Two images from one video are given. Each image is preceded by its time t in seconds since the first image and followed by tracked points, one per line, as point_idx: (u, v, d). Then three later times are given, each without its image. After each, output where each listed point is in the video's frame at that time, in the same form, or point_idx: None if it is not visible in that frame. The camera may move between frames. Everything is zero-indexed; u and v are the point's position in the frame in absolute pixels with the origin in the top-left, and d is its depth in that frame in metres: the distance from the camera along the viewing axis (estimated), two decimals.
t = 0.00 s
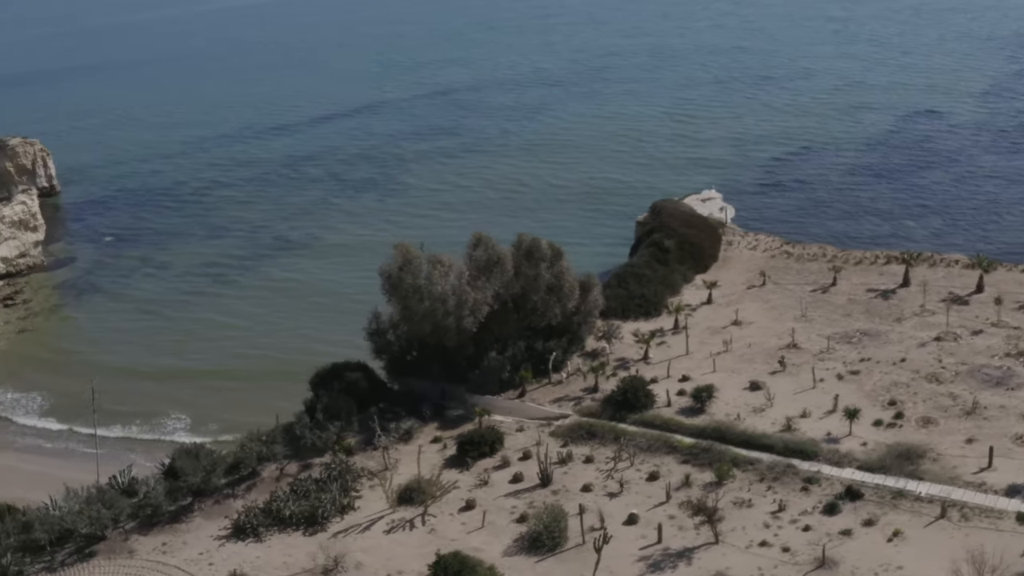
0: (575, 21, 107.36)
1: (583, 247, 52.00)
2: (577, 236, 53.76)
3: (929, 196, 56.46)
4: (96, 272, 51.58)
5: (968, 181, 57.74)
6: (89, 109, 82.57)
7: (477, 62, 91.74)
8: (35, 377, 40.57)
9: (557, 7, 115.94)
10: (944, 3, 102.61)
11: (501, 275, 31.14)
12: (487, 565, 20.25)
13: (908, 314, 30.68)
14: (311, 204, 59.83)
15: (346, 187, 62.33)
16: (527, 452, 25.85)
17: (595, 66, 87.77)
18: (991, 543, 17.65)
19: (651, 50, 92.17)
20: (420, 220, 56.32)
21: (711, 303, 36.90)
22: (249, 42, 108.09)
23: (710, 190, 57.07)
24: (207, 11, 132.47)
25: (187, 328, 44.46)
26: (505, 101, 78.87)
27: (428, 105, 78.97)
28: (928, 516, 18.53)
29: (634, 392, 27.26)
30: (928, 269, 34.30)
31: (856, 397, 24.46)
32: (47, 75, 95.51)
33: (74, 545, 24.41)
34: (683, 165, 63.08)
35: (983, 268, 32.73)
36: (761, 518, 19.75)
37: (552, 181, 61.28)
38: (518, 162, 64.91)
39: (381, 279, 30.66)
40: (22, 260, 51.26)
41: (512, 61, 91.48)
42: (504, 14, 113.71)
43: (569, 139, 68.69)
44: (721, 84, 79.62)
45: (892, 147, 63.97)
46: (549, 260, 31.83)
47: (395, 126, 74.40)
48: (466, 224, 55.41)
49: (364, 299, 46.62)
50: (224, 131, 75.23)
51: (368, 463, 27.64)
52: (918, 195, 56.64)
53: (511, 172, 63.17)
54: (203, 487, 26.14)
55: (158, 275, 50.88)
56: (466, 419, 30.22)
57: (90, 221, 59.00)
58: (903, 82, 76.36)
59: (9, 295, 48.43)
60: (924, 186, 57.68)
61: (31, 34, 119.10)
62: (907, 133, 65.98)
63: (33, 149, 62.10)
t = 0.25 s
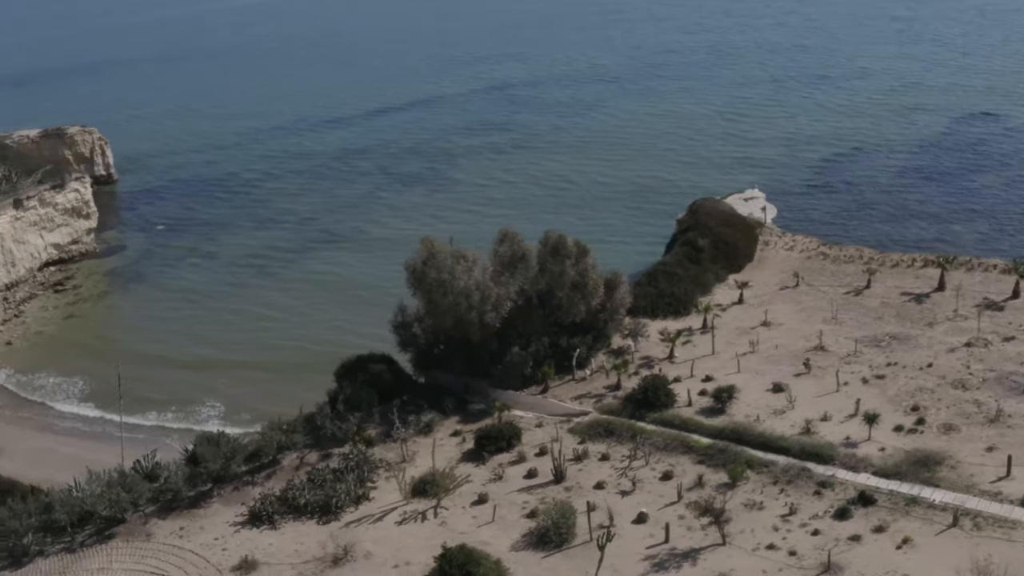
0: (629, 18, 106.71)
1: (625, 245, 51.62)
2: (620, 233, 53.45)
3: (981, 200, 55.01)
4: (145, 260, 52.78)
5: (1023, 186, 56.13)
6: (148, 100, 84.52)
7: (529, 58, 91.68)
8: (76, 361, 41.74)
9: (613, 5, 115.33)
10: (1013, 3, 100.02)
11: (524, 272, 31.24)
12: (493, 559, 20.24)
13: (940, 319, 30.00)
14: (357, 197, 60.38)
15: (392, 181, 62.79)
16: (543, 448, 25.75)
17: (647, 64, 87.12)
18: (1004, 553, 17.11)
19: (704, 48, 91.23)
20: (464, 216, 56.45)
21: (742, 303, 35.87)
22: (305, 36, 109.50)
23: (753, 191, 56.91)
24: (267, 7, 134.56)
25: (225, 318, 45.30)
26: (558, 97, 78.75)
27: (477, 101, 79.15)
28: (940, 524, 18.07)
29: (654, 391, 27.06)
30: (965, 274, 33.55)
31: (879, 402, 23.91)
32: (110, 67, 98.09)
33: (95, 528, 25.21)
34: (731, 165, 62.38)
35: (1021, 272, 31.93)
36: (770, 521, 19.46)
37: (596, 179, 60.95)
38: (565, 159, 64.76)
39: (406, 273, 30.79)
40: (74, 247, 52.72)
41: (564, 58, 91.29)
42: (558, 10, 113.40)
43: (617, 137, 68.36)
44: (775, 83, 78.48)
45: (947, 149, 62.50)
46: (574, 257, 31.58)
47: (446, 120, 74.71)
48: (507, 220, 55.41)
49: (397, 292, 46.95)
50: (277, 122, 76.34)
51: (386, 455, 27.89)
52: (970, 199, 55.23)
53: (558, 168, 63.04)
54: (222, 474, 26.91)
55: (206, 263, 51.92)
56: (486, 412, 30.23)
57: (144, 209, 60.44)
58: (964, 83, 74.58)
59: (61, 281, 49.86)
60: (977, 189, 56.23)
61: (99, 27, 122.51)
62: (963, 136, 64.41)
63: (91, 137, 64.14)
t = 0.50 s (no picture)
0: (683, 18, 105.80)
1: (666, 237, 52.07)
2: (663, 231, 53.13)
3: None
4: (193, 250, 54.06)
5: None
6: (205, 95, 86.43)
7: (581, 56, 91.49)
8: (114, 347, 42.81)
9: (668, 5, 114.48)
10: None
11: (549, 269, 31.33)
12: (498, 553, 20.26)
13: (972, 324, 29.35)
14: (403, 192, 60.92)
15: (437, 176, 63.15)
16: (559, 444, 25.60)
17: (699, 63, 86.35)
18: (1014, 564, 16.67)
19: (758, 48, 90.10)
20: (505, 211, 56.66)
21: (773, 304, 34.81)
22: (359, 33, 110.76)
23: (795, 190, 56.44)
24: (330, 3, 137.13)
25: (260, 309, 46.06)
26: (610, 94, 78.43)
27: (526, 98, 79.24)
28: (950, 533, 17.68)
29: (675, 390, 26.60)
30: (1002, 279, 32.80)
31: (900, 407, 23.34)
32: (171, 62, 100.66)
33: (117, 510, 26.17)
34: (779, 165, 61.68)
35: None
36: (779, 524, 19.19)
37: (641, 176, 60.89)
38: (612, 157, 64.48)
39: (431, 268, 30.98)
40: (125, 235, 54.63)
41: (616, 56, 90.84)
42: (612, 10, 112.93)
43: (665, 136, 67.88)
44: (829, 84, 77.23)
45: (1003, 152, 60.95)
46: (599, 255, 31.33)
47: (496, 116, 74.79)
48: (547, 218, 55.33)
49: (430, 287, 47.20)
50: (328, 117, 77.35)
51: (404, 447, 28.09)
52: None
53: (603, 166, 62.80)
54: (241, 462, 27.74)
55: (252, 254, 52.92)
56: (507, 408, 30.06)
57: (196, 200, 61.94)
58: None
59: (110, 267, 51.50)
60: None
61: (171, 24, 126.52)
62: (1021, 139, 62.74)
63: (148, 128, 66.34)
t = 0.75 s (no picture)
0: (735, 16, 104.78)
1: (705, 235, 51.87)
2: (702, 230, 52.73)
3: None
4: (237, 241, 55.11)
5: None
6: (255, 88, 87.91)
7: (627, 54, 91.01)
8: (147, 335, 43.60)
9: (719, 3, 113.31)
10: None
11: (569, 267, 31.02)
12: (500, 547, 20.29)
13: (999, 330, 28.74)
14: (444, 186, 61.26)
15: (478, 172, 63.31)
16: (572, 440, 25.46)
17: (747, 62, 85.42)
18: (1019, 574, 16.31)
19: (811, 47, 88.89)
20: (546, 207, 56.63)
21: (800, 306, 33.80)
22: (407, 29, 111.49)
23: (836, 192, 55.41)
24: None
25: (290, 302, 46.54)
26: (661, 91, 78.13)
27: (576, 94, 79.26)
28: (956, 541, 17.35)
29: (691, 389, 26.29)
30: None
31: (917, 413, 22.83)
32: (224, 56, 102.65)
33: (136, 494, 26.97)
34: (826, 165, 60.89)
35: None
36: (784, 526, 18.97)
37: (686, 174, 60.63)
38: (654, 155, 64.06)
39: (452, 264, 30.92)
40: (172, 225, 56.20)
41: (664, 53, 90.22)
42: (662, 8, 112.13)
43: (709, 135, 67.26)
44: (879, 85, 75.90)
45: None
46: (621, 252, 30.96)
47: (541, 112, 74.72)
48: (583, 216, 55.20)
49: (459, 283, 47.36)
50: (374, 111, 78.04)
51: (420, 439, 28.19)
52: None
53: (644, 164, 62.43)
54: (259, 450, 28.15)
55: (291, 245, 53.67)
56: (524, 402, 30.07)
57: (243, 190, 63.10)
58: None
59: (155, 257, 53.07)
60: None
61: (231, 16, 129.37)
62: None
63: (201, 119, 67.69)
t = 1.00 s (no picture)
0: (788, 14, 103.95)
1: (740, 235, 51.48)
2: (739, 228, 52.39)
3: None
4: (277, 232, 56.08)
5: None
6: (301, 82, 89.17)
7: (672, 52, 90.47)
8: (174, 324, 44.30)
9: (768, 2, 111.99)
10: None
11: (587, 264, 30.48)
12: (501, 542, 20.37)
13: None
14: (480, 182, 61.49)
15: (515, 168, 63.38)
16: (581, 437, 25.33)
17: (793, 61, 84.37)
18: None
19: (864, 46, 87.87)
20: (580, 205, 56.47)
21: (822, 307, 32.81)
22: (455, 25, 112.32)
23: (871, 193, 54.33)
24: None
25: (316, 297, 46.88)
26: (709, 88, 77.92)
27: (625, 90, 79.51)
28: (958, 548, 17.06)
29: (703, 389, 25.91)
30: None
31: (932, 418, 22.32)
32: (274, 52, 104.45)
33: (151, 480, 27.68)
34: (869, 165, 60.16)
35: None
36: (786, 528, 18.80)
37: (724, 173, 60.19)
38: (693, 155, 63.60)
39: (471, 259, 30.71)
40: (216, 215, 57.57)
41: (709, 52, 89.54)
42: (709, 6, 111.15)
43: (749, 134, 66.58)
44: (927, 86, 74.58)
45: None
46: (638, 251, 30.32)
47: (582, 110, 74.57)
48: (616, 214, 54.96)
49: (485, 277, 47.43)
50: (422, 104, 78.97)
51: (431, 432, 28.20)
52: None
53: (681, 163, 62.01)
54: (273, 440, 28.54)
55: (328, 237, 54.34)
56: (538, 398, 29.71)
57: (286, 182, 64.14)
58: None
59: (197, 246, 54.32)
60: None
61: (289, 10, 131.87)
62: None
63: (250, 111, 68.96)
